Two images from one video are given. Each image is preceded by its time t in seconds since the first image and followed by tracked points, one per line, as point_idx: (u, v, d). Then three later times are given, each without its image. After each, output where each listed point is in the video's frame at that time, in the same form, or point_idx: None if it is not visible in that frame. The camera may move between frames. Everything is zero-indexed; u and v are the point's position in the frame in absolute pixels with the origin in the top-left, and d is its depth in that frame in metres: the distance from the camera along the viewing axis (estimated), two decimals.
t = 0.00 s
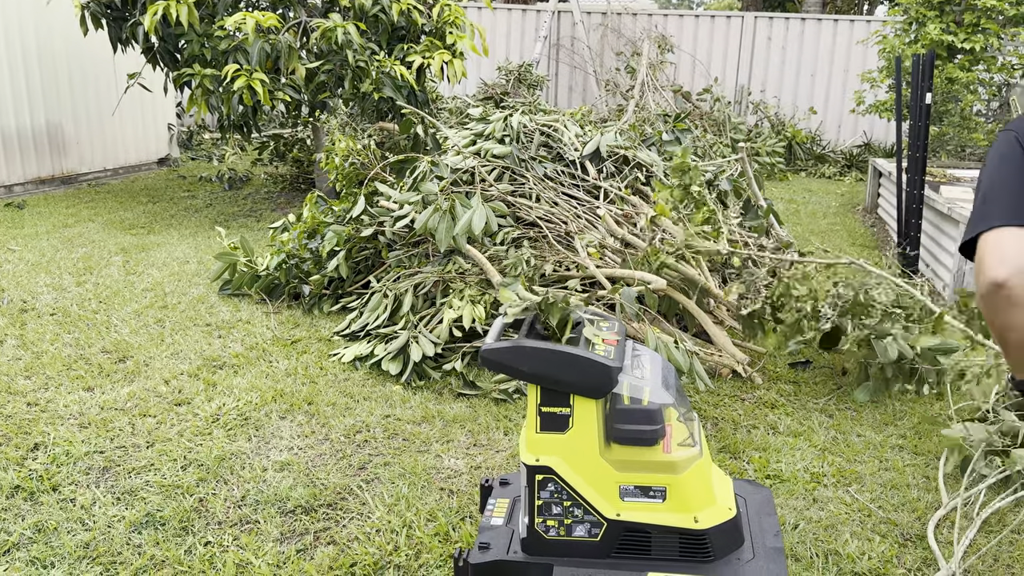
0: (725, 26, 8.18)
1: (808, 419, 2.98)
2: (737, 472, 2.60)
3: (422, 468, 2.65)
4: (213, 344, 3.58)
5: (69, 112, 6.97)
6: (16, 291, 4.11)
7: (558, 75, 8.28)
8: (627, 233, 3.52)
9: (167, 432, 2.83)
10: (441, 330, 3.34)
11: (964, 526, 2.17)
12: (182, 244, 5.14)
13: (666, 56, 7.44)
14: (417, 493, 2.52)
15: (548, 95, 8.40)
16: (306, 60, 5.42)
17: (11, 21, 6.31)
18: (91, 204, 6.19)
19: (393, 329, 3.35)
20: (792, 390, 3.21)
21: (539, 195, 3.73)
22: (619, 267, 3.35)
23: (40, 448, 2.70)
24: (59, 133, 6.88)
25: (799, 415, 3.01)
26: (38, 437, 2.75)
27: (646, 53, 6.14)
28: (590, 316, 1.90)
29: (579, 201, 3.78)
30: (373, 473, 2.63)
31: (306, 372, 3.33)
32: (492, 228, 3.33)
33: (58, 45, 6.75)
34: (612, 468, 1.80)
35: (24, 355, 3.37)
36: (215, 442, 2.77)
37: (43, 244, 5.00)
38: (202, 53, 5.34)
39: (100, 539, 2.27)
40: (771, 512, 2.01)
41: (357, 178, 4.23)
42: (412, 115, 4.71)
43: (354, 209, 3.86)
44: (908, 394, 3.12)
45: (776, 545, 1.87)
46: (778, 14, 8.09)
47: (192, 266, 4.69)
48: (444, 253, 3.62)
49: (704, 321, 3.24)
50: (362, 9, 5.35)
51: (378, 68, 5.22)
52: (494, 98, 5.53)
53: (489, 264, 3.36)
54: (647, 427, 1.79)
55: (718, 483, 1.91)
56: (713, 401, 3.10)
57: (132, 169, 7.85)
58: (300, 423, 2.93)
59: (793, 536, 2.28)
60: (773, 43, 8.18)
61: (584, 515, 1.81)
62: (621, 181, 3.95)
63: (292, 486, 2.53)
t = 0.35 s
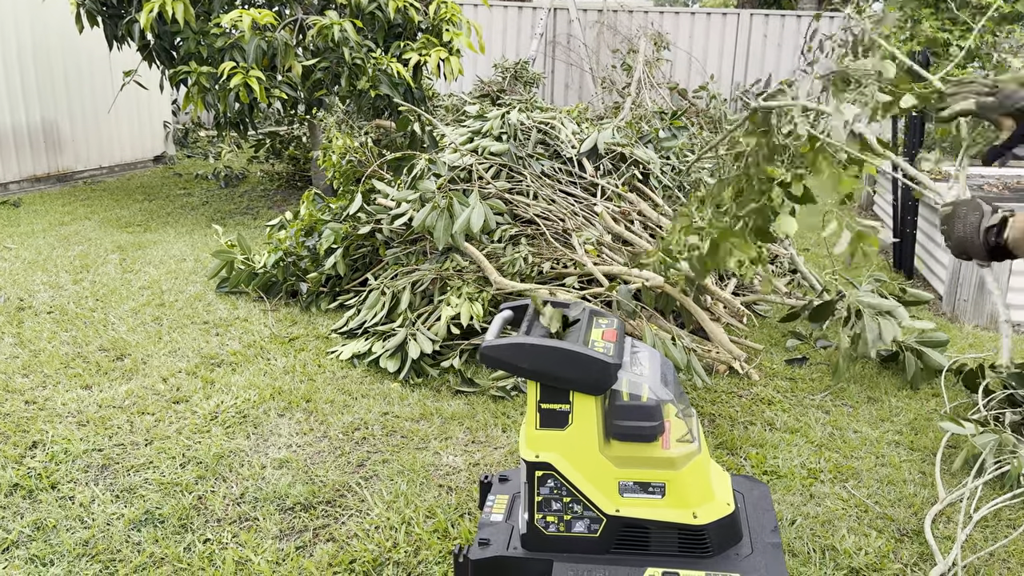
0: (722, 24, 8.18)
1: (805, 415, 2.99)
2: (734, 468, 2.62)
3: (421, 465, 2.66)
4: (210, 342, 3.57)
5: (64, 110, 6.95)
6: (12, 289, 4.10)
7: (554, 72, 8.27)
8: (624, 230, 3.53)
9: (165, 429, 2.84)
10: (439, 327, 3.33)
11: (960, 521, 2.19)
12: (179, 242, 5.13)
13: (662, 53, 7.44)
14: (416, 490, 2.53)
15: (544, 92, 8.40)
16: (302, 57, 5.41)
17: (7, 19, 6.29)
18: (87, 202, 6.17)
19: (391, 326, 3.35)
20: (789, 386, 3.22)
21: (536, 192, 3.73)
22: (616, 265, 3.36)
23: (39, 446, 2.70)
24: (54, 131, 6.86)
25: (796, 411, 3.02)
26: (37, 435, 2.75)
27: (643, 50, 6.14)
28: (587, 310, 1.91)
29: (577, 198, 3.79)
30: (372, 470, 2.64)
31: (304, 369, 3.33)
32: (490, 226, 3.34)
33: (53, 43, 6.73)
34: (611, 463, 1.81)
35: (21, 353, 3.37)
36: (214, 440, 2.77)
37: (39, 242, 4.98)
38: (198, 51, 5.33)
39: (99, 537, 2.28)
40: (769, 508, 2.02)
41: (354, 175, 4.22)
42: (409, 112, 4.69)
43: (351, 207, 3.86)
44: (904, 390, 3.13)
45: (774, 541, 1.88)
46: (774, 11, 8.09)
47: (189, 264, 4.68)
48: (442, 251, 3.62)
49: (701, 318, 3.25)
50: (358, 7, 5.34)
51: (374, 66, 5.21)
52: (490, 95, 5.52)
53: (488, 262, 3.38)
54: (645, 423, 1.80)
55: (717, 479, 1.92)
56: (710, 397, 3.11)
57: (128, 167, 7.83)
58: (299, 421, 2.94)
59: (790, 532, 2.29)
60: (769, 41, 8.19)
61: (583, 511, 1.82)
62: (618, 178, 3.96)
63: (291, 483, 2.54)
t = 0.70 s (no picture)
0: (719, 20, 8.17)
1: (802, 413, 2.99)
2: (731, 466, 2.61)
3: (417, 463, 2.65)
4: (206, 339, 3.56)
5: (60, 107, 6.92)
6: (7, 287, 4.09)
7: (551, 69, 8.26)
8: (621, 228, 3.53)
9: (160, 427, 2.82)
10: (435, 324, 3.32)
11: (957, 519, 2.18)
12: (175, 239, 5.12)
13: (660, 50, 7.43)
14: (412, 488, 2.52)
15: (542, 89, 8.38)
16: (299, 54, 5.39)
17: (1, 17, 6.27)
18: (82, 199, 6.15)
19: (388, 324, 3.34)
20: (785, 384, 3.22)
21: (533, 189, 3.72)
22: (613, 262, 3.35)
23: (33, 444, 2.69)
24: (50, 128, 6.84)
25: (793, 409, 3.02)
26: (31, 433, 2.74)
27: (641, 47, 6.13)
28: (584, 308, 1.90)
29: (574, 195, 3.78)
30: (368, 468, 2.63)
31: (300, 367, 3.32)
32: (487, 223, 3.33)
33: (49, 39, 6.70)
34: (607, 461, 1.80)
35: (16, 351, 3.36)
36: (209, 438, 2.76)
37: (35, 239, 4.96)
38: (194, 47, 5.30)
39: (94, 535, 2.27)
40: (766, 506, 2.02)
41: (351, 172, 4.21)
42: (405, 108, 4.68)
43: (347, 204, 3.84)
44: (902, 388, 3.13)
45: (771, 539, 1.87)
46: (772, 8, 8.08)
47: (184, 261, 4.67)
48: (439, 248, 3.61)
49: (698, 316, 3.25)
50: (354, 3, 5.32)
51: (371, 62, 5.19)
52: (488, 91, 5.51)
53: (485, 259, 3.37)
54: (641, 421, 1.79)
55: (713, 477, 1.91)
56: (707, 394, 3.10)
57: (124, 164, 7.80)
58: (294, 418, 2.93)
59: (787, 529, 2.29)
60: (767, 37, 8.17)
61: (579, 509, 1.81)
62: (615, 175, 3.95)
63: (287, 481, 2.53)
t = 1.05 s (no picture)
0: (720, 17, 8.17)
1: (804, 409, 2.99)
2: (734, 462, 2.62)
3: (421, 459, 2.66)
4: (209, 336, 3.57)
5: (61, 104, 6.93)
6: (10, 283, 4.09)
7: (552, 66, 8.26)
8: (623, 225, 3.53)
9: (164, 424, 2.83)
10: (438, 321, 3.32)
11: (960, 515, 2.19)
12: (177, 236, 5.12)
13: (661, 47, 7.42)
14: (416, 484, 2.53)
15: (543, 86, 8.38)
16: (300, 51, 5.39)
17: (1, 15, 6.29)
18: (84, 196, 6.16)
19: (391, 320, 3.34)
20: (787, 380, 3.22)
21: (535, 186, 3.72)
22: (616, 259, 3.35)
23: (38, 441, 2.69)
24: (51, 125, 6.84)
25: (795, 405, 3.02)
26: (36, 429, 2.74)
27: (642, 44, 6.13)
28: (588, 304, 1.91)
29: (576, 192, 3.78)
30: (372, 464, 2.64)
31: (303, 363, 3.33)
32: (489, 220, 3.33)
33: (50, 36, 6.70)
34: (611, 457, 1.81)
35: (20, 347, 3.36)
36: (213, 434, 2.77)
37: (37, 236, 4.97)
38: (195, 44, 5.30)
39: (99, 531, 2.28)
40: (770, 501, 2.02)
41: (353, 169, 4.21)
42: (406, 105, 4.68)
43: (349, 201, 3.84)
44: (904, 385, 3.14)
45: (775, 534, 1.88)
46: (773, 6, 8.08)
47: (187, 258, 4.67)
48: (441, 245, 3.62)
49: (700, 312, 3.25)
50: None
51: (373, 59, 5.19)
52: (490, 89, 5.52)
53: (487, 255, 3.38)
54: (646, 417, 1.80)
55: (717, 472, 1.92)
56: (710, 391, 3.11)
57: (126, 161, 7.81)
58: (298, 415, 2.93)
59: (789, 526, 2.29)
60: (768, 35, 8.18)
61: (584, 504, 1.82)
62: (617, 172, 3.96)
63: (291, 477, 2.54)
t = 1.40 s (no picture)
0: (720, 14, 8.16)
1: (804, 406, 2.99)
2: (734, 458, 2.63)
3: (422, 456, 2.66)
4: (210, 333, 3.57)
5: (61, 101, 6.93)
6: (10, 281, 4.09)
7: (552, 62, 8.24)
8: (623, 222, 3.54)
9: (165, 420, 2.83)
10: (438, 318, 3.33)
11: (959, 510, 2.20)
12: (177, 233, 5.12)
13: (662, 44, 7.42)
14: (416, 480, 2.54)
15: (543, 83, 8.38)
16: (300, 48, 5.38)
17: None
18: (84, 193, 6.16)
19: (391, 317, 3.34)
20: (788, 377, 3.23)
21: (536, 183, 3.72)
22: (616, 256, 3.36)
23: (39, 437, 2.70)
24: (51, 123, 6.84)
25: (795, 402, 3.03)
26: (36, 426, 2.75)
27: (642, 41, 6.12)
28: (589, 301, 1.93)
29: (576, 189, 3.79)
30: (372, 460, 2.64)
31: (304, 360, 3.33)
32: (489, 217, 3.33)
33: (49, 33, 6.70)
34: (612, 453, 1.81)
35: (20, 344, 3.37)
36: (214, 431, 2.77)
37: (37, 233, 4.97)
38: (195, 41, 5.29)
39: (100, 527, 2.28)
40: (769, 497, 2.03)
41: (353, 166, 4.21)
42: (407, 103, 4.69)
43: (349, 198, 3.84)
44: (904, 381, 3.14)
45: (774, 529, 1.89)
46: (773, 3, 8.08)
47: (187, 255, 4.67)
48: (441, 242, 3.62)
49: (701, 309, 3.25)
50: None
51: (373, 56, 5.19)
52: (490, 85, 5.51)
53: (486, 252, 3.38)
54: (646, 413, 1.80)
55: (717, 468, 1.92)
56: (710, 388, 3.11)
57: (125, 158, 7.80)
58: (299, 411, 2.94)
59: (790, 521, 2.30)
60: (768, 31, 8.17)
61: (585, 500, 1.82)
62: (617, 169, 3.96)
63: (292, 474, 2.54)
